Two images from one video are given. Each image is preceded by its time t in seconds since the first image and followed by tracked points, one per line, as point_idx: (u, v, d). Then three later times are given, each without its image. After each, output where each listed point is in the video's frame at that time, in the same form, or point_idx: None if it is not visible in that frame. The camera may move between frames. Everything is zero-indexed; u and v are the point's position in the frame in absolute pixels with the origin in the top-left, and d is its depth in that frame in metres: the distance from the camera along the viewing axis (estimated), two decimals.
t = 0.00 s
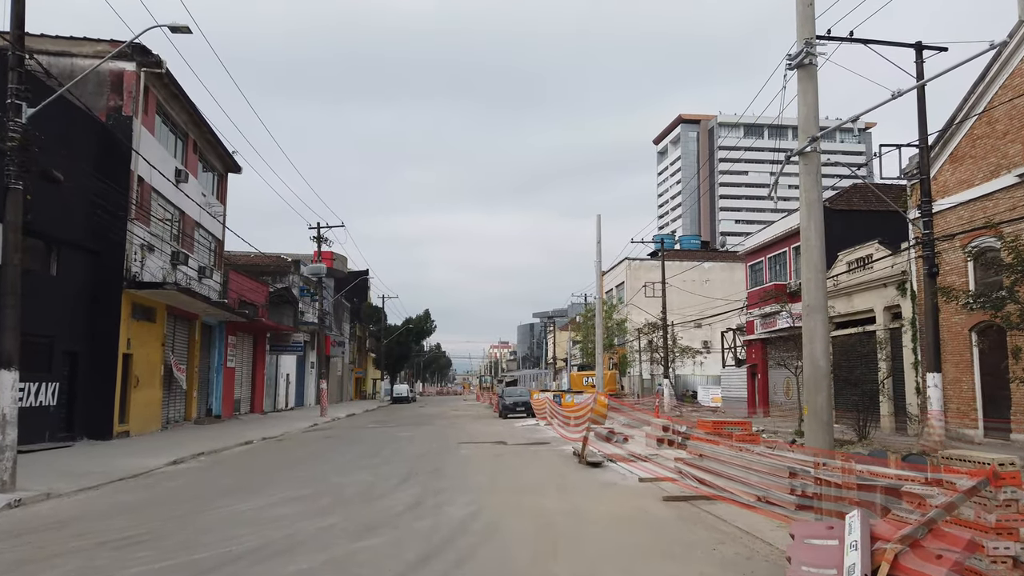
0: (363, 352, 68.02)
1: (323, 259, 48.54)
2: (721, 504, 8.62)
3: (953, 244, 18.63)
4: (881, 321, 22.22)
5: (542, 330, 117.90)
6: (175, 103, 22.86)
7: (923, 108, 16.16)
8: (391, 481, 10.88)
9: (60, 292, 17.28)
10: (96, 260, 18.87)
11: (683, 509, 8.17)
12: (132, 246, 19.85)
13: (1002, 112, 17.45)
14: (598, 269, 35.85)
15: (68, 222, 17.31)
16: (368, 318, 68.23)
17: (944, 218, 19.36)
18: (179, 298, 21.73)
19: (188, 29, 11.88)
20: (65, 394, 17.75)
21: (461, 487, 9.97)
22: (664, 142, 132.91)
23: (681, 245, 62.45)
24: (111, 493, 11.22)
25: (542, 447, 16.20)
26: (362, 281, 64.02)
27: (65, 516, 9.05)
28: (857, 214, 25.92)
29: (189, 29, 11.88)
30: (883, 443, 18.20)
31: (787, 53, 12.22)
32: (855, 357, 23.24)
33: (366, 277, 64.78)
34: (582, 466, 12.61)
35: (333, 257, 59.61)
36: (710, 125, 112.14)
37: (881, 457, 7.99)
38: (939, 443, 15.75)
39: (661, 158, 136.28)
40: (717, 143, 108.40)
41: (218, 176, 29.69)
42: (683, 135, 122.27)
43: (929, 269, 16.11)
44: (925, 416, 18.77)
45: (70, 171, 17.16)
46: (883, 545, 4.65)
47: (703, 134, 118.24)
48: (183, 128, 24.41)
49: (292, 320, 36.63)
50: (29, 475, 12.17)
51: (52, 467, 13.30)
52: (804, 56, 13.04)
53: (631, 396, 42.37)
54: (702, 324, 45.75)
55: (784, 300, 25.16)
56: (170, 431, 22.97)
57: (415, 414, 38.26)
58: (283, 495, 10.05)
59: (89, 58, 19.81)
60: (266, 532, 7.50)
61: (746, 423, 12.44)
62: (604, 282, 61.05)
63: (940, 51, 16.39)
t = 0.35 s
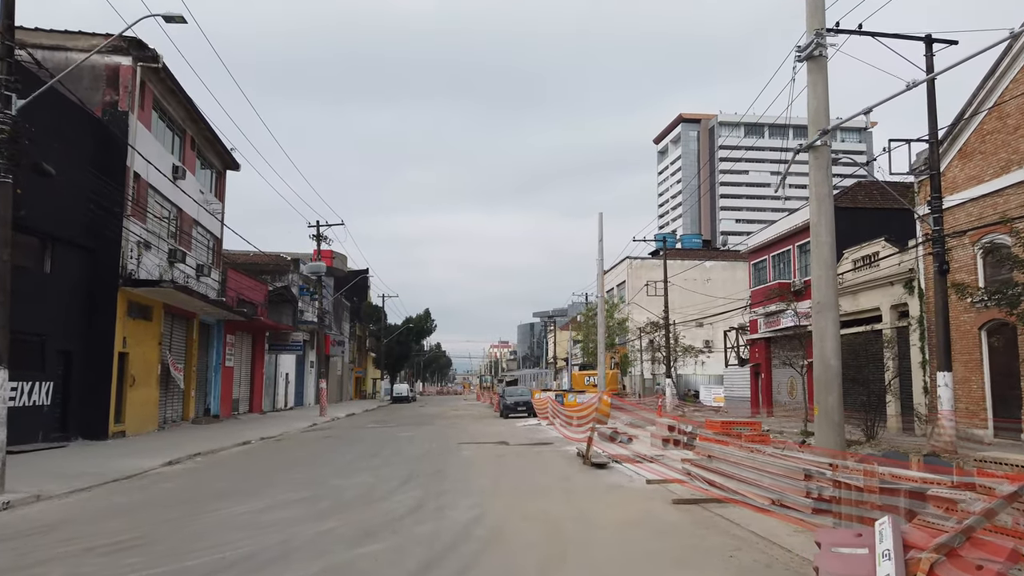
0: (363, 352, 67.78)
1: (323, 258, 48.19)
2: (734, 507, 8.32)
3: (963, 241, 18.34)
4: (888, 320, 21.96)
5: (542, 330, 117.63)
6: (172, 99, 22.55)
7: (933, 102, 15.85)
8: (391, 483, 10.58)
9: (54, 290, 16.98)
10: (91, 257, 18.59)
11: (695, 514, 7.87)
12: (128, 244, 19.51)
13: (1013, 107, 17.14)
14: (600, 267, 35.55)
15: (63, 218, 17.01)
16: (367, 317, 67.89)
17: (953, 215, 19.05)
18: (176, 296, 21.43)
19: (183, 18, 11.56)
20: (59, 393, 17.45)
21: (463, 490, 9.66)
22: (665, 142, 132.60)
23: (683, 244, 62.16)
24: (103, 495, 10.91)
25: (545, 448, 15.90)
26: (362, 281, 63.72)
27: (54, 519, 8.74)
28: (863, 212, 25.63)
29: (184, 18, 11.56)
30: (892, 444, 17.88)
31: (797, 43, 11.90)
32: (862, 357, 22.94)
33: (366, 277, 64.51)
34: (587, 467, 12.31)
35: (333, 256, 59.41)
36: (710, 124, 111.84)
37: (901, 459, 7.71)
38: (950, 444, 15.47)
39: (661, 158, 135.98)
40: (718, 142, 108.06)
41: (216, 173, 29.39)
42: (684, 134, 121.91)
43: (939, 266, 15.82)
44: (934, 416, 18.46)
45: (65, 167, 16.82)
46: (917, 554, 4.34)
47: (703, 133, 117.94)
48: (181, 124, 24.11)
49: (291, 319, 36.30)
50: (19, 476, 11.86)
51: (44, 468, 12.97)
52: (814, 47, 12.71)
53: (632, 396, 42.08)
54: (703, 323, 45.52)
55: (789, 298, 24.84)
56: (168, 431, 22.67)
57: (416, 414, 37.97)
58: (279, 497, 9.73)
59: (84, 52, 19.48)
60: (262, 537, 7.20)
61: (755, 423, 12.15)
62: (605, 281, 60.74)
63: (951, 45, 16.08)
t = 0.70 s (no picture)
0: (363, 352, 67.56)
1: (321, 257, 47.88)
2: (746, 514, 7.98)
3: (969, 239, 18.04)
4: (893, 319, 21.69)
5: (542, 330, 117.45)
6: (166, 96, 22.24)
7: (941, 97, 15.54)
8: (388, 487, 10.27)
9: (45, 289, 16.67)
10: (83, 256, 18.28)
11: (705, 521, 7.54)
12: (122, 243, 19.19)
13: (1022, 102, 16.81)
14: (601, 266, 35.24)
15: (55, 217, 16.71)
16: (367, 317, 67.59)
17: (960, 212, 18.72)
18: (171, 296, 21.13)
19: (172, 9, 11.23)
20: (50, 395, 17.14)
21: (463, 495, 9.33)
22: (664, 142, 132.34)
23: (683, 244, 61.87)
24: (92, 501, 10.58)
25: (546, 450, 15.59)
26: (361, 281, 63.46)
27: (38, 527, 8.42)
28: (867, 210, 25.33)
29: (173, 9, 11.23)
30: (899, 445, 17.58)
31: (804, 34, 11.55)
32: (867, 356, 22.63)
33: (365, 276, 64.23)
34: (590, 470, 11.99)
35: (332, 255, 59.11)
36: (711, 124, 111.52)
37: (918, 463, 7.38)
38: (959, 445, 15.15)
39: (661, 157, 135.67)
40: (718, 141, 107.74)
41: (212, 172, 29.07)
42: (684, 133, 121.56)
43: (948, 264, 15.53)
44: (941, 416, 18.14)
45: (55, 165, 16.52)
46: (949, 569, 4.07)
47: (703, 132, 117.60)
48: (176, 122, 23.81)
49: (289, 319, 35.99)
50: (6, 481, 11.54)
51: (33, 472, 12.66)
52: (820, 39, 12.37)
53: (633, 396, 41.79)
54: (704, 323, 45.27)
55: (793, 297, 24.54)
56: (163, 432, 22.34)
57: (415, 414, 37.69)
58: (272, 503, 9.41)
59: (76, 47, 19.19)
60: (251, 546, 6.88)
61: (763, 425, 11.84)
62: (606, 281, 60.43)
63: (959, 38, 15.76)
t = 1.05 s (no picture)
0: (363, 352, 67.28)
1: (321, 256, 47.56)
2: (761, 518, 7.67)
3: (981, 236, 17.75)
4: (901, 317, 21.37)
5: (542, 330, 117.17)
6: (165, 91, 21.96)
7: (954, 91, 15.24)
8: (390, 490, 9.96)
9: (40, 287, 16.38)
10: (79, 254, 17.99)
11: (720, 526, 7.23)
12: (118, 240, 18.88)
13: None
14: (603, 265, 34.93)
15: (50, 213, 16.43)
16: (367, 317, 67.35)
17: (970, 209, 18.42)
18: (169, 295, 20.84)
19: None
20: (47, 395, 16.86)
21: (467, 498, 9.02)
22: (665, 141, 131.99)
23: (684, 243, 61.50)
24: (85, 503, 10.28)
25: (550, 451, 15.28)
26: (361, 280, 63.17)
27: (27, 532, 8.13)
28: (874, 207, 25.02)
29: None
30: (909, 446, 17.28)
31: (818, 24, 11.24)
32: (875, 355, 22.31)
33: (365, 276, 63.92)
34: (597, 471, 11.69)
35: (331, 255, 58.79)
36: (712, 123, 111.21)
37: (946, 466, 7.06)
38: (972, 446, 14.84)
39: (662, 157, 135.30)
40: (719, 141, 107.34)
41: (211, 169, 28.79)
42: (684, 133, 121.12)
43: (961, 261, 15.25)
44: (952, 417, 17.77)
45: (49, 160, 16.25)
46: None
47: (704, 132, 117.19)
48: (174, 118, 23.53)
49: (289, 318, 35.73)
50: None
51: (25, 474, 12.36)
52: (832, 30, 12.07)
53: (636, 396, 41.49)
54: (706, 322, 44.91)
55: (799, 296, 24.23)
56: (161, 433, 22.03)
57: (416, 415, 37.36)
58: (270, 506, 9.11)
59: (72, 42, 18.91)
60: (246, 553, 6.58)
61: (775, 426, 11.54)
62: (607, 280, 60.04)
63: (971, 31, 15.45)
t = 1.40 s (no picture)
0: (362, 352, 66.98)
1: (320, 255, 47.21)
2: (777, 528, 7.35)
3: (991, 235, 17.44)
4: (908, 318, 21.07)
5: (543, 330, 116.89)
6: (161, 88, 21.64)
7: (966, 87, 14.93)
8: (389, 495, 9.64)
9: (33, 285, 16.07)
10: (74, 253, 17.66)
11: (737, 536, 6.89)
12: (113, 238, 18.56)
13: None
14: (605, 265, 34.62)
15: (43, 210, 16.12)
16: (367, 317, 67.02)
17: (981, 207, 18.09)
18: (166, 294, 20.53)
19: None
20: (40, 396, 16.55)
21: (469, 504, 8.70)
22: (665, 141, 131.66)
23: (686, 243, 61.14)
24: (73, 510, 9.94)
25: (553, 454, 14.95)
26: (361, 280, 62.89)
27: (11, 540, 7.81)
28: (880, 206, 24.69)
29: None
30: (920, 449, 16.94)
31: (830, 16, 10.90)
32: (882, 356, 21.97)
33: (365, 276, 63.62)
34: (602, 476, 11.34)
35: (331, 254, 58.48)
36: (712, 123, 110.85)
37: (973, 475, 6.75)
38: (985, 449, 14.50)
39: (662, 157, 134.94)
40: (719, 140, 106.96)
41: (209, 167, 28.46)
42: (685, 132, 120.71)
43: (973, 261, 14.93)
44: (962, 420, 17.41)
45: (41, 155, 15.95)
46: None
47: (704, 132, 116.80)
48: (171, 115, 23.21)
49: (288, 318, 35.43)
50: None
51: (15, 478, 12.04)
52: (844, 22, 11.73)
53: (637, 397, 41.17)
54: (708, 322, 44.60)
55: (805, 295, 23.89)
56: (157, 434, 21.71)
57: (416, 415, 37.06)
58: (264, 513, 8.78)
59: (67, 37, 18.60)
60: (238, 564, 6.27)
61: (788, 430, 11.21)
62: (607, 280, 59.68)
63: (983, 25, 15.13)
